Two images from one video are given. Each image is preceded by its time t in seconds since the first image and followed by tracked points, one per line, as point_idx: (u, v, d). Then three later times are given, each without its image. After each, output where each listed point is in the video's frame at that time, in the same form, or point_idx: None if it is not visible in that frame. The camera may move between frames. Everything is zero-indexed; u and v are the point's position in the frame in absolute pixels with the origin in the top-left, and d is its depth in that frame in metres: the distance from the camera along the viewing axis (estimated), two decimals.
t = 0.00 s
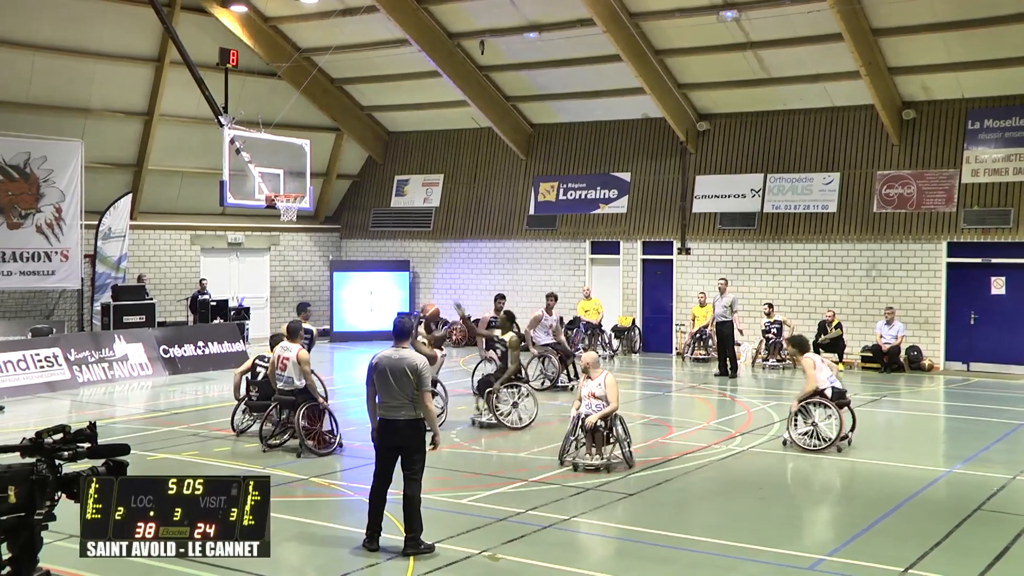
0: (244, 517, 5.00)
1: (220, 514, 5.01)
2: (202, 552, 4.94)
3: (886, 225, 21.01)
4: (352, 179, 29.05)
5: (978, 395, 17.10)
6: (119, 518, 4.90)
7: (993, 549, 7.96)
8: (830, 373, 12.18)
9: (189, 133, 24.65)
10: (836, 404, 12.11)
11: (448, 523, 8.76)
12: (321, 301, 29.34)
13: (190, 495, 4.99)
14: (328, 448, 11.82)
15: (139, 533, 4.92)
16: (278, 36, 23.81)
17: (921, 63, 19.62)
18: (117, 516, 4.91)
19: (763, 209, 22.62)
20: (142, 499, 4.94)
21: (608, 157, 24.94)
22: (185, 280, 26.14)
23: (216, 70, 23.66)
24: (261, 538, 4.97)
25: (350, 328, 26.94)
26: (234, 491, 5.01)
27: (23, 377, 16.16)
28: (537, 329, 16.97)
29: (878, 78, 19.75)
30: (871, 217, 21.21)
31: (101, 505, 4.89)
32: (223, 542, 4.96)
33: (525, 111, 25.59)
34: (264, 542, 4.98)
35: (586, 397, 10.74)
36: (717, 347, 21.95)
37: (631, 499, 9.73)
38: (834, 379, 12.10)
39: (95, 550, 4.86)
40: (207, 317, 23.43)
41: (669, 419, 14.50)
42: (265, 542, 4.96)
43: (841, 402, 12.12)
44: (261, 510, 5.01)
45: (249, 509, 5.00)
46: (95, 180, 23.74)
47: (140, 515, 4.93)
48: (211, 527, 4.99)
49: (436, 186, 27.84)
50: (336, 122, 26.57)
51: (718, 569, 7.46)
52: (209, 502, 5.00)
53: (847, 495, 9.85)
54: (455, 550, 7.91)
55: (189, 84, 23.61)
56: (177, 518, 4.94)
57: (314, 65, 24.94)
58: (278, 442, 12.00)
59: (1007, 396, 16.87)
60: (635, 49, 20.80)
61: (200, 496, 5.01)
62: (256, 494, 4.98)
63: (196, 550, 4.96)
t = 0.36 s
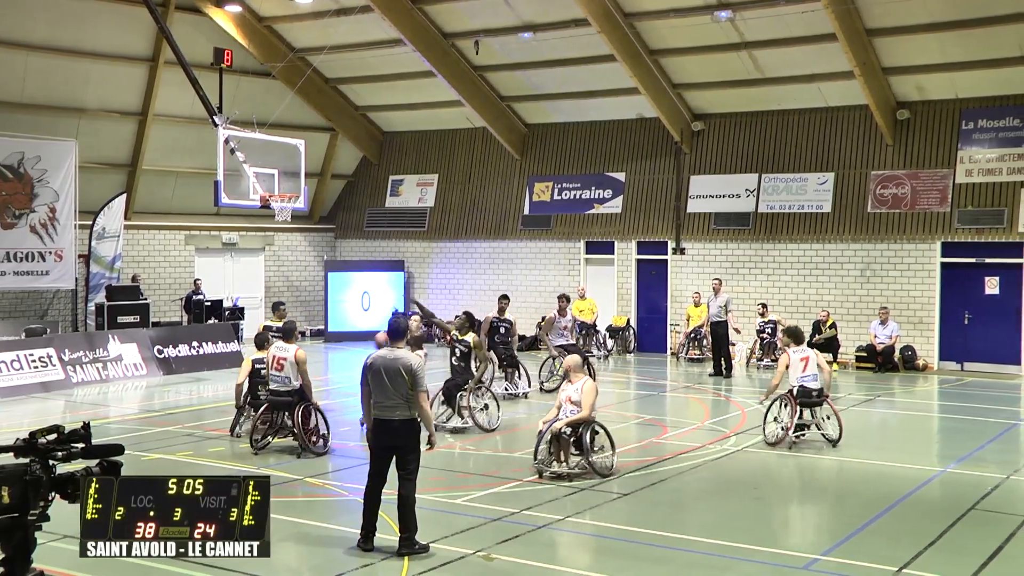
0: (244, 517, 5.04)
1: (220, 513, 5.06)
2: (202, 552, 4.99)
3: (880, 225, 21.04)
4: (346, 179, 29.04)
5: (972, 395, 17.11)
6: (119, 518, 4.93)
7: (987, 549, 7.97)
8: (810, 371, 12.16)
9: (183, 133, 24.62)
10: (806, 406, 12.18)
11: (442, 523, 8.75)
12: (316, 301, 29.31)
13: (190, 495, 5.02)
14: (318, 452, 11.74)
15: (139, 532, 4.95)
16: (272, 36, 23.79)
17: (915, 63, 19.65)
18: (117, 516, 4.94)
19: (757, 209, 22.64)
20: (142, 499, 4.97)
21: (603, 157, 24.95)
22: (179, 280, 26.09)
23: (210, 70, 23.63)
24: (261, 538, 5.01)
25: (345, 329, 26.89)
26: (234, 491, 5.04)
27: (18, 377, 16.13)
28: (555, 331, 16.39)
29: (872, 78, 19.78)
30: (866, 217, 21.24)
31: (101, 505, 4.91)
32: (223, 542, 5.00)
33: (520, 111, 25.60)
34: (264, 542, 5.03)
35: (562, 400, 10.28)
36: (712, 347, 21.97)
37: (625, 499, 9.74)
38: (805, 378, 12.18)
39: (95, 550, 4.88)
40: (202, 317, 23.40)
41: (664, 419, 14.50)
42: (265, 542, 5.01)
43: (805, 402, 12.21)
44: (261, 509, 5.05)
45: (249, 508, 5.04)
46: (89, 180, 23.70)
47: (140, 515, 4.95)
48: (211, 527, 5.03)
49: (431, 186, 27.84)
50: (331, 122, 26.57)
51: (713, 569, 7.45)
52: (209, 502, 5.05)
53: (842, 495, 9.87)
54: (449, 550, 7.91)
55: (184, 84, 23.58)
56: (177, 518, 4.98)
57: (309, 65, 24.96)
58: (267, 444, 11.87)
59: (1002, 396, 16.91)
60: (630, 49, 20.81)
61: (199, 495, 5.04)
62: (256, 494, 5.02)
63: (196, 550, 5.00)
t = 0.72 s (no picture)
0: (243, 517, 5.04)
1: (220, 513, 5.06)
2: (202, 552, 4.99)
3: (878, 225, 21.06)
4: (344, 179, 29.03)
5: (970, 395, 17.11)
6: (119, 518, 4.93)
7: (984, 549, 7.97)
8: (800, 370, 12.42)
9: (181, 132, 24.60)
10: (788, 402, 12.54)
11: (440, 523, 8.76)
12: (314, 302, 29.30)
13: (190, 495, 5.03)
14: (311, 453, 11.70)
15: (139, 533, 4.96)
16: (270, 36, 23.80)
17: (913, 64, 19.67)
18: (117, 516, 4.94)
19: (755, 209, 22.65)
20: (142, 499, 4.97)
21: (600, 157, 24.96)
22: (177, 280, 26.07)
23: (207, 70, 23.62)
24: (261, 539, 5.01)
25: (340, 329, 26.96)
26: (234, 491, 5.04)
27: (15, 377, 16.11)
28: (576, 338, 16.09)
29: (869, 78, 19.79)
30: (864, 217, 21.25)
31: (101, 506, 4.92)
32: (223, 542, 5.00)
33: (517, 111, 25.60)
34: (264, 542, 5.03)
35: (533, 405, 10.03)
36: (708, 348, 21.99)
37: (622, 499, 9.74)
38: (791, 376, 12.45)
39: (95, 550, 4.88)
40: (200, 317, 23.40)
41: (662, 420, 14.50)
42: (265, 542, 5.01)
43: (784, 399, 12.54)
44: (261, 510, 5.06)
45: (248, 508, 5.04)
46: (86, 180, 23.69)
47: (140, 515, 4.96)
48: (211, 527, 5.03)
49: (428, 186, 27.84)
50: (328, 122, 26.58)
51: (710, 569, 7.46)
52: (209, 502, 5.05)
53: (839, 495, 9.88)
54: (447, 550, 7.92)
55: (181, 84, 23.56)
56: (177, 518, 4.98)
57: (306, 65, 25.00)
58: (262, 444, 11.81)
59: (1001, 396, 16.91)
60: (627, 49, 20.81)
61: (199, 495, 5.04)
62: (256, 494, 5.02)
63: (196, 550, 5.01)
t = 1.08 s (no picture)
0: (243, 517, 5.03)
1: (220, 513, 5.04)
2: (202, 552, 4.99)
3: (876, 225, 21.07)
4: (342, 179, 29.02)
5: (968, 395, 17.10)
6: (119, 518, 4.92)
7: (982, 548, 7.98)
8: (796, 368, 12.45)
9: (178, 132, 24.60)
10: (783, 400, 12.45)
11: (438, 523, 8.76)
12: (311, 302, 29.28)
13: (190, 495, 5.02)
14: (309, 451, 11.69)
15: (139, 532, 4.95)
16: (268, 36, 23.82)
17: (911, 64, 19.69)
18: (117, 516, 4.93)
19: (753, 209, 22.66)
20: (142, 499, 4.96)
21: (598, 157, 24.96)
22: (175, 280, 26.05)
23: (205, 70, 23.62)
24: (261, 538, 5.01)
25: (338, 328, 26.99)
26: (234, 491, 5.03)
27: (13, 377, 16.11)
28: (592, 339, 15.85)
29: (867, 78, 19.81)
30: (862, 217, 21.26)
31: (101, 505, 4.91)
32: (223, 542, 4.99)
33: (515, 111, 25.61)
34: (264, 542, 5.02)
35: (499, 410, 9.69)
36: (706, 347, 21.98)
37: (620, 499, 9.73)
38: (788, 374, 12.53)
39: (95, 550, 4.88)
40: (198, 317, 23.39)
41: (659, 420, 14.49)
42: (265, 542, 5.01)
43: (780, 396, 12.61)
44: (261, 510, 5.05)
45: (248, 508, 5.03)
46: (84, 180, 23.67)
47: (140, 515, 4.95)
48: (211, 527, 5.02)
49: (426, 186, 27.84)
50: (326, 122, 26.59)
51: (707, 569, 7.46)
52: (209, 502, 5.04)
53: (836, 495, 9.88)
54: (445, 550, 7.92)
55: (179, 84, 23.55)
56: (177, 518, 4.98)
57: (305, 65, 25.05)
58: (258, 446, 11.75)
59: (1000, 396, 16.90)
60: (626, 49, 20.81)
61: (200, 494, 5.03)
62: (256, 494, 5.02)
63: (196, 550, 5.00)
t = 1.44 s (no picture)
0: (244, 517, 5.03)
1: (220, 513, 5.05)
2: (202, 552, 4.99)
3: (874, 224, 21.08)
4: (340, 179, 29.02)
5: (965, 395, 17.10)
6: (119, 518, 4.92)
7: (981, 548, 7.99)
8: (795, 365, 12.53)
9: (176, 132, 24.59)
10: (783, 396, 12.59)
11: (437, 523, 8.75)
12: (309, 302, 29.27)
13: (191, 494, 5.02)
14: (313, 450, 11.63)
15: (139, 532, 4.95)
16: (266, 36, 23.80)
17: (909, 64, 19.70)
18: (117, 516, 4.93)
19: (751, 209, 22.68)
20: (142, 499, 4.96)
21: (596, 157, 24.96)
22: (173, 280, 26.03)
23: (203, 70, 23.61)
24: (261, 538, 5.01)
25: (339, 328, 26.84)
26: (234, 491, 5.04)
27: (11, 377, 16.10)
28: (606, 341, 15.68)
29: (865, 79, 19.81)
30: (860, 217, 21.27)
31: (101, 505, 4.91)
32: (223, 542, 4.99)
33: (513, 111, 25.62)
34: (264, 542, 5.02)
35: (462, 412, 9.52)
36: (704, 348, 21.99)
37: (618, 499, 9.73)
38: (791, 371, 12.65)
39: (95, 550, 4.88)
40: (196, 318, 23.38)
41: (658, 420, 14.50)
42: (265, 542, 5.01)
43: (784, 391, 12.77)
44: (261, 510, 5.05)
45: (249, 508, 5.03)
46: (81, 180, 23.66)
47: (140, 515, 4.95)
48: (211, 527, 5.03)
49: (424, 186, 27.83)
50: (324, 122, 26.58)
51: (706, 568, 7.46)
52: (209, 502, 5.04)
53: (834, 495, 9.89)
54: (444, 550, 7.92)
55: (177, 84, 23.54)
56: (177, 518, 4.98)
57: (303, 65, 25.03)
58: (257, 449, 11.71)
59: (998, 397, 16.92)
60: (623, 49, 20.82)
61: (201, 494, 5.04)
62: (256, 494, 5.02)
63: (196, 550, 5.00)
